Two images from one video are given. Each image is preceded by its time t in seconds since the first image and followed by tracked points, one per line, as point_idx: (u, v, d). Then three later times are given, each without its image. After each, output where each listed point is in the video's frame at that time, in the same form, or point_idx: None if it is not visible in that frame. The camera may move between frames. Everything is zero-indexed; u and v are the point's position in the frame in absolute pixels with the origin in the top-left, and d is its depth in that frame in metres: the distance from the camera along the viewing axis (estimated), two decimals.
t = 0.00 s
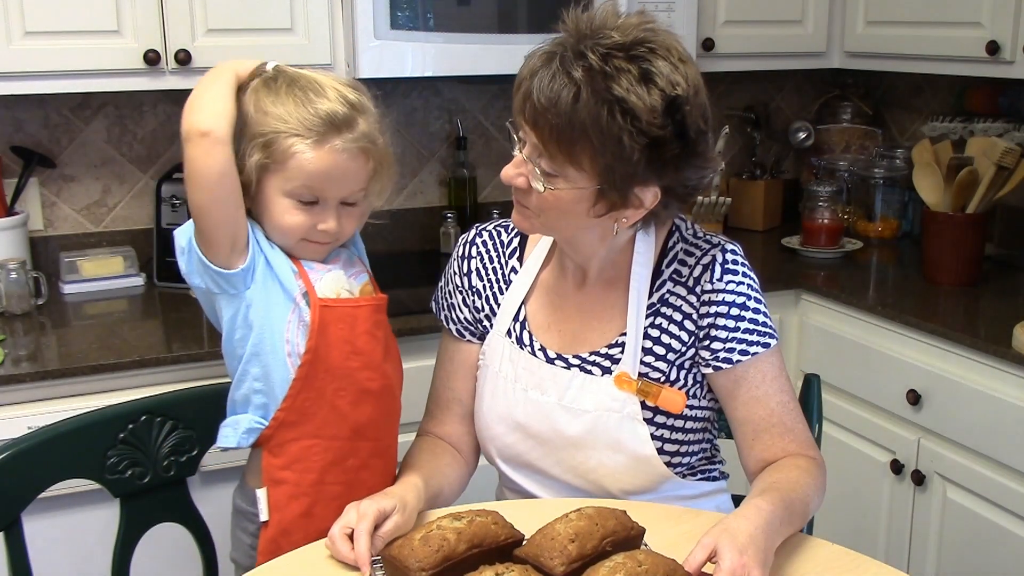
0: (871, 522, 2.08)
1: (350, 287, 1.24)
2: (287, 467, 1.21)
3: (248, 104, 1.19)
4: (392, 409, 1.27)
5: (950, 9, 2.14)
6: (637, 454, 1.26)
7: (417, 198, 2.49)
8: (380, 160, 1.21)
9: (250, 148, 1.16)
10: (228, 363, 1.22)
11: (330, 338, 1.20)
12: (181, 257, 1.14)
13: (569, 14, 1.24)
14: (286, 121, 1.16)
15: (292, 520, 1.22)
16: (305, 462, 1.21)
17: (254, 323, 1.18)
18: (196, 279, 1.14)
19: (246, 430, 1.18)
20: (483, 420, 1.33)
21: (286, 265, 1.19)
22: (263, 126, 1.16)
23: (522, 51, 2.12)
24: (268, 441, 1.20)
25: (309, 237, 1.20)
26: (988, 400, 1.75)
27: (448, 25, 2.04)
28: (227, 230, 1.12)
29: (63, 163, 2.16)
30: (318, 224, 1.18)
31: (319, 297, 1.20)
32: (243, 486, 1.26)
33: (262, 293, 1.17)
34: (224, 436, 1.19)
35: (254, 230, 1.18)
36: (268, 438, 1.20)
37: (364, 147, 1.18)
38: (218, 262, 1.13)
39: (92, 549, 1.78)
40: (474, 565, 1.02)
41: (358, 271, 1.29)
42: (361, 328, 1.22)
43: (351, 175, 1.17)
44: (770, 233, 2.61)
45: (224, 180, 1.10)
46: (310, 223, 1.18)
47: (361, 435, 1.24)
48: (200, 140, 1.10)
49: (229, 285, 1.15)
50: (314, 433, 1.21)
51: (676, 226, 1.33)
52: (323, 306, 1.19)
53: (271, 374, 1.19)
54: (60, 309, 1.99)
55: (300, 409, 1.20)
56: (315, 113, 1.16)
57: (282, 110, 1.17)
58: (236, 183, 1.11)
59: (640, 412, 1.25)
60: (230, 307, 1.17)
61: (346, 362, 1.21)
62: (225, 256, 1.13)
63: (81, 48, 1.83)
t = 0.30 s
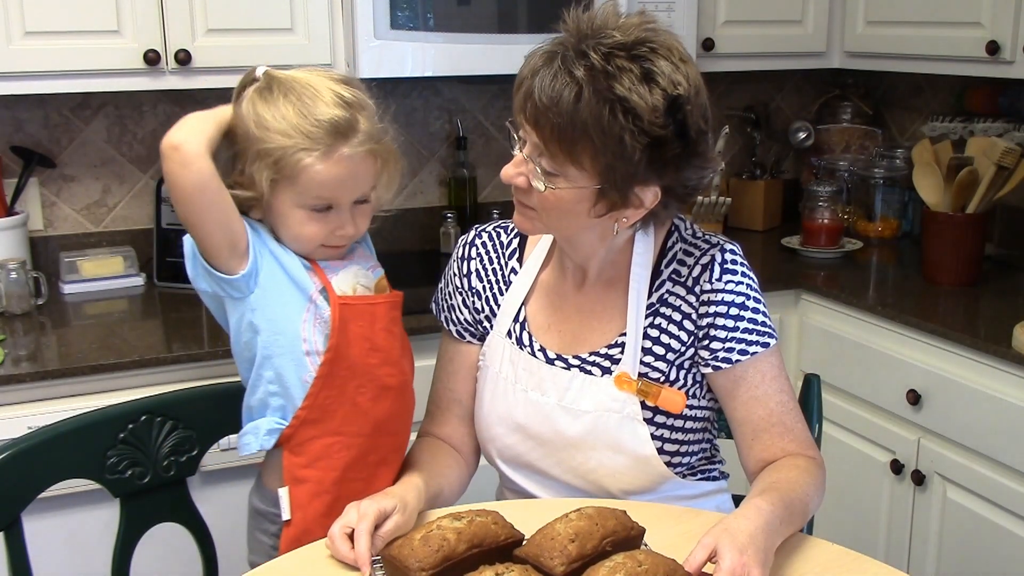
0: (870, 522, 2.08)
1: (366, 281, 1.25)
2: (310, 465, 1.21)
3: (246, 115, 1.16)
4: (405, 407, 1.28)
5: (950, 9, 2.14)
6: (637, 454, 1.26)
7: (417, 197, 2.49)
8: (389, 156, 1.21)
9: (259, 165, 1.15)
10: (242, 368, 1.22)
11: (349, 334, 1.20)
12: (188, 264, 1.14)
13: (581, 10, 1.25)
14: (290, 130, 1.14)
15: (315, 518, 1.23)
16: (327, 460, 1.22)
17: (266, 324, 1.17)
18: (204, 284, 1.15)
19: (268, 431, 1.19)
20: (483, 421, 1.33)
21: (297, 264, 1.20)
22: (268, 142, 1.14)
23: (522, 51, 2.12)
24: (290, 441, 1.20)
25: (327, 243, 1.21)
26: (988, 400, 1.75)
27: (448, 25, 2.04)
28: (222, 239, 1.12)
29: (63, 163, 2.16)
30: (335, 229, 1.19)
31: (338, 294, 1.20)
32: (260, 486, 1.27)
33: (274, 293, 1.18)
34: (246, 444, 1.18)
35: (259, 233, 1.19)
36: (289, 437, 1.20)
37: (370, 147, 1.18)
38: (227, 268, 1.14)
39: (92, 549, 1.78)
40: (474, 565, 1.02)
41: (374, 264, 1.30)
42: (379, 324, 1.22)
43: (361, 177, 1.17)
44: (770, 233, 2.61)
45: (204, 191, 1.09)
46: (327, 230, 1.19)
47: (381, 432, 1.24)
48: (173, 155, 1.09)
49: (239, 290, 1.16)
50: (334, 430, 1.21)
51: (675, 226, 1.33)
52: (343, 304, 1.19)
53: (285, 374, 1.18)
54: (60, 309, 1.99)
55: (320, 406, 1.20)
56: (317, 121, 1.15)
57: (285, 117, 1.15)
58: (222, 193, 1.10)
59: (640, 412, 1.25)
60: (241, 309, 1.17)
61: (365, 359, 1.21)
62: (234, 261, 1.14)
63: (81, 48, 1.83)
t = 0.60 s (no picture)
0: (870, 522, 2.08)
1: (384, 283, 1.24)
2: (321, 465, 1.20)
3: (247, 121, 1.16)
4: (421, 412, 1.26)
5: (950, 9, 2.14)
6: (637, 454, 1.26)
7: (416, 197, 2.49)
8: (393, 140, 1.20)
9: (269, 168, 1.14)
10: (259, 367, 1.21)
11: (363, 336, 1.18)
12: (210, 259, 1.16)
13: (579, 11, 1.25)
14: (296, 128, 1.13)
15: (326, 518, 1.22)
16: (339, 461, 1.20)
17: (281, 323, 1.17)
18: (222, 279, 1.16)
19: (279, 430, 1.18)
20: (483, 421, 1.33)
21: (316, 265, 1.20)
22: (276, 142, 1.13)
23: (522, 51, 2.12)
24: (302, 441, 1.19)
25: (351, 237, 1.19)
26: (987, 399, 1.75)
27: (448, 24, 2.04)
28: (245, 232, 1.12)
29: (62, 164, 2.16)
30: (357, 220, 1.18)
31: (356, 296, 1.19)
32: (266, 487, 1.26)
33: (291, 292, 1.17)
34: (259, 443, 1.18)
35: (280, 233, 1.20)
36: (302, 437, 1.19)
37: (376, 132, 1.17)
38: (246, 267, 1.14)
39: (92, 549, 1.78)
40: (474, 565, 1.02)
41: (392, 267, 1.29)
42: (396, 327, 1.20)
43: (372, 162, 1.16)
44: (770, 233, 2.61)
45: (235, 178, 1.10)
46: (349, 224, 1.17)
47: (395, 434, 1.22)
48: (203, 140, 1.11)
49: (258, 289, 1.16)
50: (348, 432, 1.20)
51: (674, 226, 1.33)
52: (360, 306, 1.18)
53: (298, 375, 1.18)
54: (60, 309, 1.99)
55: (334, 407, 1.18)
56: (317, 117, 1.14)
57: (289, 117, 1.14)
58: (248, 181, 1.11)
59: (640, 412, 1.25)
60: (258, 307, 1.17)
61: (381, 362, 1.19)
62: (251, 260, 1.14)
63: (81, 48, 1.83)
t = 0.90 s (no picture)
0: (870, 521, 2.08)
1: (384, 303, 1.22)
2: (287, 470, 1.17)
3: (245, 128, 1.13)
4: (399, 434, 1.23)
5: (950, 9, 2.14)
6: (638, 454, 1.26)
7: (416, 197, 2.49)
8: (394, 135, 1.16)
9: (265, 175, 1.11)
10: (245, 357, 1.20)
11: (343, 352, 1.16)
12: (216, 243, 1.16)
13: (586, 7, 1.24)
14: (286, 132, 1.09)
15: (282, 524, 1.19)
16: (305, 468, 1.17)
17: (268, 322, 1.15)
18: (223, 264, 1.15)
19: (251, 426, 1.16)
20: (483, 421, 1.33)
21: (313, 272, 1.17)
22: (268, 147, 1.10)
23: (522, 51, 2.13)
24: (273, 440, 1.17)
25: (362, 238, 1.14)
26: (987, 400, 1.75)
27: (448, 25, 2.04)
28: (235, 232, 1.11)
29: (63, 164, 2.16)
30: (362, 219, 1.13)
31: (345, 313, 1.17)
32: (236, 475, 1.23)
33: (283, 295, 1.16)
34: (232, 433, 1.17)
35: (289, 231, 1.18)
36: (272, 436, 1.17)
37: (370, 127, 1.12)
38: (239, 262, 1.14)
39: (92, 549, 1.78)
40: (474, 565, 1.02)
41: (400, 284, 1.25)
42: (381, 347, 1.17)
43: (369, 160, 1.11)
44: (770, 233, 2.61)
45: (219, 174, 1.09)
46: (356, 224, 1.13)
47: (366, 450, 1.20)
48: (192, 137, 1.11)
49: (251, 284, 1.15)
50: (319, 442, 1.17)
51: (673, 226, 1.33)
52: (346, 323, 1.16)
53: (277, 375, 1.16)
54: (60, 309, 1.99)
55: (308, 414, 1.16)
56: (310, 114, 1.10)
57: (279, 122, 1.10)
58: (239, 183, 1.11)
59: (641, 412, 1.26)
60: (252, 301, 1.17)
61: (360, 379, 1.17)
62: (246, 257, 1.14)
63: (81, 48, 1.83)
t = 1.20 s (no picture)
0: (871, 521, 2.08)
1: (364, 352, 1.18)
2: (240, 491, 1.20)
3: (266, 160, 1.05)
4: (355, 468, 1.25)
5: (950, 9, 2.14)
6: (637, 453, 1.26)
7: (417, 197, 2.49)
8: (417, 197, 1.10)
9: (277, 218, 1.04)
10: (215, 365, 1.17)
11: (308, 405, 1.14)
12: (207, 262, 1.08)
13: (592, 11, 1.25)
14: (309, 180, 1.03)
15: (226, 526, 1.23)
16: (255, 493, 1.20)
17: (243, 357, 1.12)
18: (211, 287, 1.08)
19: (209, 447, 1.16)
20: (482, 421, 1.33)
21: (296, 317, 1.12)
22: (287, 194, 1.03)
23: (522, 51, 2.13)
24: (230, 460, 1.18)
25: (360, 297, 1.10)
26: (988, 399, 1.75)
27: (448, 25, 2.04)
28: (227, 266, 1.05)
29: (62, 164, 2.16)
30: (368, 280, 1.09)
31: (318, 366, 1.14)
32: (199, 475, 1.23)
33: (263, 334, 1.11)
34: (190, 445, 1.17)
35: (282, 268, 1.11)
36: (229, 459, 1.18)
37: (397, 192, 1.07)
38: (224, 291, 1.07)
39: (92, 549, 1.78)
40: (474, 565, 1.02)
41: (384, 333, 1.21)
42: (346, 403, 1.17)
43: (388, 227, 1.06)
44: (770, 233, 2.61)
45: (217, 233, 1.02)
46: (359, 284, 1.08)
47: (319, 482, 1.22)
48: (206, 169, 1.02)
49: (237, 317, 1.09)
50: (274, 472, 1.19)
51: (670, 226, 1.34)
52: (315, 379, 1.14)
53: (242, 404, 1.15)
54: (60, 309, 1.99)
55: (268, 448, 1.16)
56: (338, 170, 1.04)
57: (306, 167, 1.04)
58: (242, 224, 1.03)
59: (640, 411, 1.25)
60: (232, 328, 1.11)
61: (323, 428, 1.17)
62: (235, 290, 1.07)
63: (81, 48, 1.83)
